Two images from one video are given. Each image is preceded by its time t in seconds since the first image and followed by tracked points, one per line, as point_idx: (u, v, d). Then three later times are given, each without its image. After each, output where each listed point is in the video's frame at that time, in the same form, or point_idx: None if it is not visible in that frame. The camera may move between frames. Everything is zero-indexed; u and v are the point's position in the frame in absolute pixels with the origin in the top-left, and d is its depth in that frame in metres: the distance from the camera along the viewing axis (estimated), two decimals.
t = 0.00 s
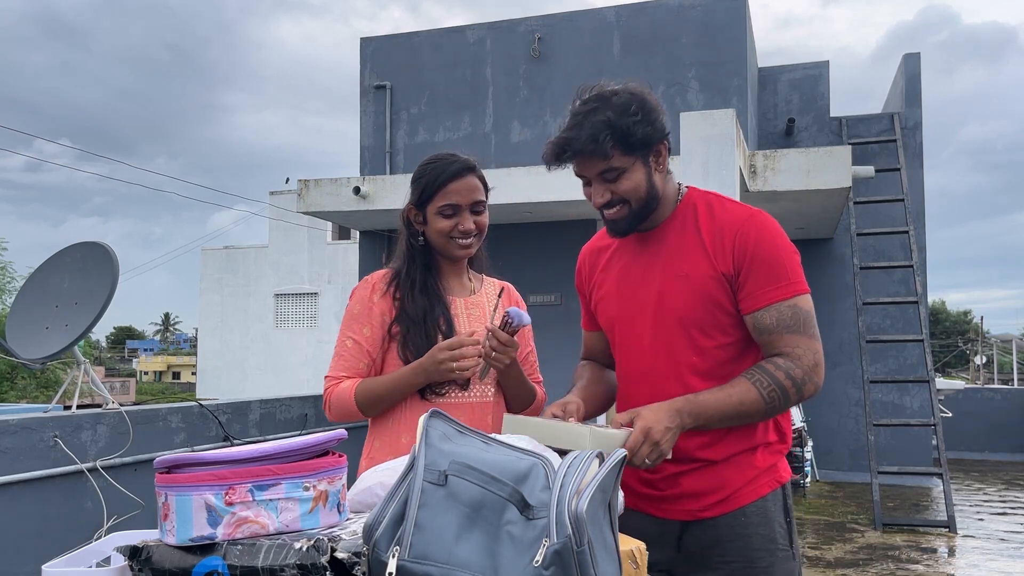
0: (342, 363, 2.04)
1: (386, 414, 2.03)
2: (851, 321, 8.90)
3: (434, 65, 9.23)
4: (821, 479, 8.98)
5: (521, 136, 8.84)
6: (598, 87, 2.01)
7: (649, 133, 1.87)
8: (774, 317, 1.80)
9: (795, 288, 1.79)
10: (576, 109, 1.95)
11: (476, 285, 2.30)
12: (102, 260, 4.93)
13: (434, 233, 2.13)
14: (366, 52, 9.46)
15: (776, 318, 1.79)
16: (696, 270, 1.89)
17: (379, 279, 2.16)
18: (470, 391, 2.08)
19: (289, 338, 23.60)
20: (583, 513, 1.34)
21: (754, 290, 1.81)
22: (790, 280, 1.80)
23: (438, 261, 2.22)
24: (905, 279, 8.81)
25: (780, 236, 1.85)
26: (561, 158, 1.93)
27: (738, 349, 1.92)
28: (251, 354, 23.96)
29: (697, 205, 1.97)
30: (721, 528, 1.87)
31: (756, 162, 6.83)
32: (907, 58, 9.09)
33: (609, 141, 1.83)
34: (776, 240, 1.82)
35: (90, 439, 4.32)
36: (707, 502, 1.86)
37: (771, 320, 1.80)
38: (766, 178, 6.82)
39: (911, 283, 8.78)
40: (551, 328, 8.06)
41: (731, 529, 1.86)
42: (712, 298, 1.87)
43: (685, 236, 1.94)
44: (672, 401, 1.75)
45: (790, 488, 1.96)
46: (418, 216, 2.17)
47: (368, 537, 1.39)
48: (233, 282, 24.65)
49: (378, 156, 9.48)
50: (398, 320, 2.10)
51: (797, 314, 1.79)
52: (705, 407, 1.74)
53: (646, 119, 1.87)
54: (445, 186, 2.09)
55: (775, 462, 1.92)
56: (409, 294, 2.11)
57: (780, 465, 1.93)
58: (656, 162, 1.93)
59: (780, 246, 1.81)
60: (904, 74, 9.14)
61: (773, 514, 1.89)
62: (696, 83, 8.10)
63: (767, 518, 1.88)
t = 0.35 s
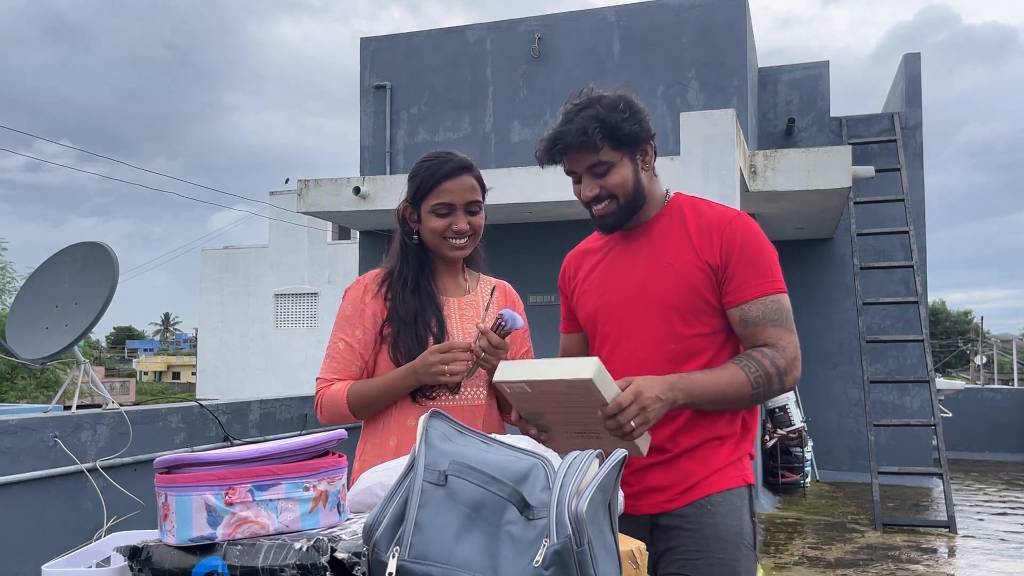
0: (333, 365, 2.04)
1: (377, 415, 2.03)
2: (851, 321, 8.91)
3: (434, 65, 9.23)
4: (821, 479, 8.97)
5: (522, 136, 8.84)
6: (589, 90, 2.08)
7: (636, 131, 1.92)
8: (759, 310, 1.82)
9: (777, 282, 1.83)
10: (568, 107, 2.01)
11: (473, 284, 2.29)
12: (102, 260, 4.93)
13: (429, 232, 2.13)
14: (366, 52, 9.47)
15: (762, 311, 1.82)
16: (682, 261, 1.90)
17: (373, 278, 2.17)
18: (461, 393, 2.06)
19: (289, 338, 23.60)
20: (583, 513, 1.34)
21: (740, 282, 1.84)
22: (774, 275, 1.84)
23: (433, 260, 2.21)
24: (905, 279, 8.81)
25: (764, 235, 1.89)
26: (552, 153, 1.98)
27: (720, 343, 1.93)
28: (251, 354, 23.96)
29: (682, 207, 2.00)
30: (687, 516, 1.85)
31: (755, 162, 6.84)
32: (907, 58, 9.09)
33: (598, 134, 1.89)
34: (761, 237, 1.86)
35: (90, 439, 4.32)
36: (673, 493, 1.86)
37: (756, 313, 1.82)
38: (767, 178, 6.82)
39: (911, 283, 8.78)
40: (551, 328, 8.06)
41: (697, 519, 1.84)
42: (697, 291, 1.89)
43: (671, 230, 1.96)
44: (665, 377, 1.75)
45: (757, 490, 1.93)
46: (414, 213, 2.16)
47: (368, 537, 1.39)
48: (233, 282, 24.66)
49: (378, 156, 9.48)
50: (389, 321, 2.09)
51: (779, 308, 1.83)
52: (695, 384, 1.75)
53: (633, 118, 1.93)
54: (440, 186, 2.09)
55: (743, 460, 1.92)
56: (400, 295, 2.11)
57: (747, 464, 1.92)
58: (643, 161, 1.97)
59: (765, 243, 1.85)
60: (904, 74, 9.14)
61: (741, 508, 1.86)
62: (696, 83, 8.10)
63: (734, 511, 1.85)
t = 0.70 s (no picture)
0: (354, 362, 2.04)
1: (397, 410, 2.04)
2: (851, 321, 8.91)
3: (434, 65, 9.23)
4: (821, 479, 8.97)
5: (522, 136, 8.84)
6: (599, 81, 2.07)
7: (639, 124, 1.92)
8: (750, 312, 1.82)
9: (770, 285, 1.82)
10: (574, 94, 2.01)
11: (495, 284, 2.29)
12: (102, 260, 4.93)
13: (447, 229, 2.15)
14: (366, 52, 9.47)
15: (754, 313, 1.81)
16: (673, 259, 1.91)
17: (394, 278, 2.18)
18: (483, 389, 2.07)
19: (289, 338, 23.61)
20: (583, 513, 1.34)
21: (731, 282, 1.83)
22: (768, 278, 1.83)
23: (453, 261, 2.22)
24: (905, 279, 8.81)
25: (757, 240, 1.89)
26: (556, 137, 1.98)
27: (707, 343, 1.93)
28: (251, 354, 23.95)
29: (677, 207, 2.00)
30: (673, 532, 1.87)
31: (756, 162, 6.85)
32: (907, 58, 9.09)
33: (600, 121, 1.89)
34: (755, 241, 1.86)
35: (90, 439, 4.32)
36: (659, 503, 1.87)
37: (748, 315, 1.81)
38: (767, 178, 6.83)
39: (911, 283, 8.78)
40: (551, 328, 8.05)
41: (683, 531, 1.86)
42: (686, 290, 1.89)
43: (664, 228, 1.97)
44: (658, 397, 1.70)
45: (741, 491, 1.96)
46: (433, 214, 2.19)
47: (369, 537, 1.39)
48: (233, 282, 24.66)
49: (378, 156, 9.48)
50: (410, 317, 2.09)
51: (772, 311, 1.82)
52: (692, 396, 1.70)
53: (637, 111, 1.93)
54: (455, 182, 2.13)
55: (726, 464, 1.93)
56: (421, 290, 2.12)
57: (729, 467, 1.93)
58: (642, 156, 1.97)
59: (758, 247, 1.85)
60: (904, 74, 9.15)
61: (726, 516, 1.88)
62: (696, 83, 8.10)
63: (720, 519, 1.87)
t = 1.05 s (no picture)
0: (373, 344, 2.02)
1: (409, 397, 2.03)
2: (851, 321, 8.91)
3: (434, 65, 9.23)
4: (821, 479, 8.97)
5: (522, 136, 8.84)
6: (580, 82, 2.09)
7: (617, 120, 1.92)
8: (739, 307, 1.78)
9: (760, 277, 1.79)
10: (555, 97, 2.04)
11: (503, 287, 2.29)
12: (102, 260, 4.93)
13: (463, 223, 2.15)
14: (366, 52, 9.46)
15: (742, 308, 1.78)
16: (660, 256, 1.90)
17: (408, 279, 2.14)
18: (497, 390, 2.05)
19: (289, 338, 23.61)
20: (583, 513, 1.34)
21: (718, 278, 1.81)
22: (757, 270, 1.80)
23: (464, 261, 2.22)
24: (905, 279, 8.81)
25: (747, 230, 1.86)
26: (536, 141, 2.02)
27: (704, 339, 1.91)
28: (251, 354, 23.95)
29: (668, 203, 1.99)
30: (672, 535, 1.87)
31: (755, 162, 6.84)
32: (907, 58, 9.09)
33: (574, 121, 1.91)
34: (743, 233, 1.82)
35: (90, 439, 4.32)
36: (659, 510, 1.88)
37: (737, 310, 1.78)
38: (767, 178, 6.83)
39: (911, 283, 8.78)
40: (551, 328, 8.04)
41: (681, 535, 1.87)
42: (676, 288, 1.88)
43: (653, 224, 1.97)
44: (650, 407, 1.66)
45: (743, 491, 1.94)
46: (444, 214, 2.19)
47: (368, 537, 1.39)
48: (233, 282, 24.65)
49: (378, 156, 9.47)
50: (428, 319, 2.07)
51: (762, 303, 1.78)
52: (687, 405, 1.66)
53: (615, 109, 1.93)
54: (471, 178, 2.15)
55: (728, 467, 1.91)
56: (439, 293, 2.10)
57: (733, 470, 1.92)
58: (623, 154, 1.98)
59: (746, 239, 1.81)
60: (904, 74, 9.15)
61: (725, 520, 1.87)
62: (696, 83, 8.10)
63: (718, 524, 1.87)
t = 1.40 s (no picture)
0: (390, 324, 1.97)
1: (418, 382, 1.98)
2: (851, 322, 8.91)
3: (434, 65, 9.23)
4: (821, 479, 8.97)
5: (522, 136, 8.84)
6: (592, 81, 2.09)
7: (617, 121, 1.92)
8: (728, 313, 1.78)
9: (751, 284, 1.78)
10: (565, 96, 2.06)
11: (496, 286, 2.29)
12: (102, 260, 4.93)
13: (459, 225, 2.14)
14: (366, 51, 9.46)
15: (730, 314, 1.78)
16: (653, 259, 1.91)
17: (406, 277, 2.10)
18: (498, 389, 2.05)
19: (289, 338, 23.60)
20: (583, 513, 1.34)
21: (708, 283, 1.80)
22: (748, 278, 1.79)
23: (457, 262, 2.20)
24: (905, 279, 8.81)
25: (743, 236, 1.84)
26: (540, 138, 2.05)
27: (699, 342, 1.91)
28: (251, 353, 23.95)
29: (670, 205, 1.98)
30: (660, 535, 1.88)
31: (755, 162, 6.84)
32: (907, 58, 9.09)
33: (571, 123, 1.94)
34: (737, 240, 1.81)
35: (90, 439, 4.32)
36: (645, 508, 1.88)
37: (724, 315, 1.78)
38: (767, 178, 6.82)
39: (911, 283, 8.78)
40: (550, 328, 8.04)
41: (667, 535, 1.87)
42: (667, 291, 1.88)
43: (652, 227, 1.97)
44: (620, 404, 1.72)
45: (734, 493, 1.94)
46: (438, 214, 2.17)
47: (368, 537, 1.39)
48: (233, 282, 24.64)
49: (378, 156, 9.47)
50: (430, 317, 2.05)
51: (751, 311, 1.77)
52: (661, 407, 1.71)
53: (616, 110, 1.93)
54: (467, 178, 2.15)
55: (720, 467, 1.91)
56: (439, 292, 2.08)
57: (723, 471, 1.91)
58: (624, 155, 1.98)
59: (739, 245, 1.80)
60: (904, 74, 9.14)
61: (712, 521, 1.87)
62: (696, 83, 8.10)
63: (705, 525, 1.86)
